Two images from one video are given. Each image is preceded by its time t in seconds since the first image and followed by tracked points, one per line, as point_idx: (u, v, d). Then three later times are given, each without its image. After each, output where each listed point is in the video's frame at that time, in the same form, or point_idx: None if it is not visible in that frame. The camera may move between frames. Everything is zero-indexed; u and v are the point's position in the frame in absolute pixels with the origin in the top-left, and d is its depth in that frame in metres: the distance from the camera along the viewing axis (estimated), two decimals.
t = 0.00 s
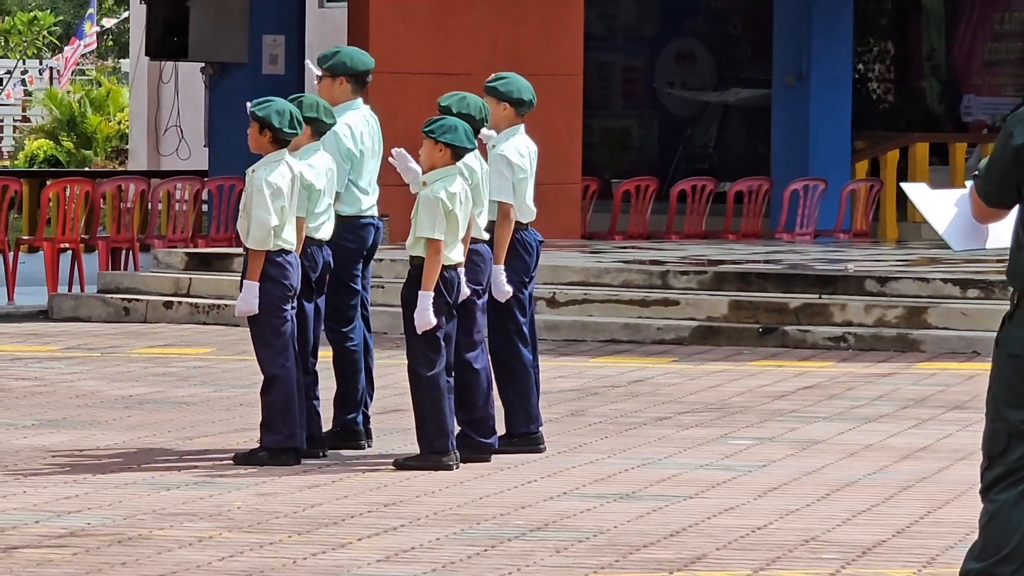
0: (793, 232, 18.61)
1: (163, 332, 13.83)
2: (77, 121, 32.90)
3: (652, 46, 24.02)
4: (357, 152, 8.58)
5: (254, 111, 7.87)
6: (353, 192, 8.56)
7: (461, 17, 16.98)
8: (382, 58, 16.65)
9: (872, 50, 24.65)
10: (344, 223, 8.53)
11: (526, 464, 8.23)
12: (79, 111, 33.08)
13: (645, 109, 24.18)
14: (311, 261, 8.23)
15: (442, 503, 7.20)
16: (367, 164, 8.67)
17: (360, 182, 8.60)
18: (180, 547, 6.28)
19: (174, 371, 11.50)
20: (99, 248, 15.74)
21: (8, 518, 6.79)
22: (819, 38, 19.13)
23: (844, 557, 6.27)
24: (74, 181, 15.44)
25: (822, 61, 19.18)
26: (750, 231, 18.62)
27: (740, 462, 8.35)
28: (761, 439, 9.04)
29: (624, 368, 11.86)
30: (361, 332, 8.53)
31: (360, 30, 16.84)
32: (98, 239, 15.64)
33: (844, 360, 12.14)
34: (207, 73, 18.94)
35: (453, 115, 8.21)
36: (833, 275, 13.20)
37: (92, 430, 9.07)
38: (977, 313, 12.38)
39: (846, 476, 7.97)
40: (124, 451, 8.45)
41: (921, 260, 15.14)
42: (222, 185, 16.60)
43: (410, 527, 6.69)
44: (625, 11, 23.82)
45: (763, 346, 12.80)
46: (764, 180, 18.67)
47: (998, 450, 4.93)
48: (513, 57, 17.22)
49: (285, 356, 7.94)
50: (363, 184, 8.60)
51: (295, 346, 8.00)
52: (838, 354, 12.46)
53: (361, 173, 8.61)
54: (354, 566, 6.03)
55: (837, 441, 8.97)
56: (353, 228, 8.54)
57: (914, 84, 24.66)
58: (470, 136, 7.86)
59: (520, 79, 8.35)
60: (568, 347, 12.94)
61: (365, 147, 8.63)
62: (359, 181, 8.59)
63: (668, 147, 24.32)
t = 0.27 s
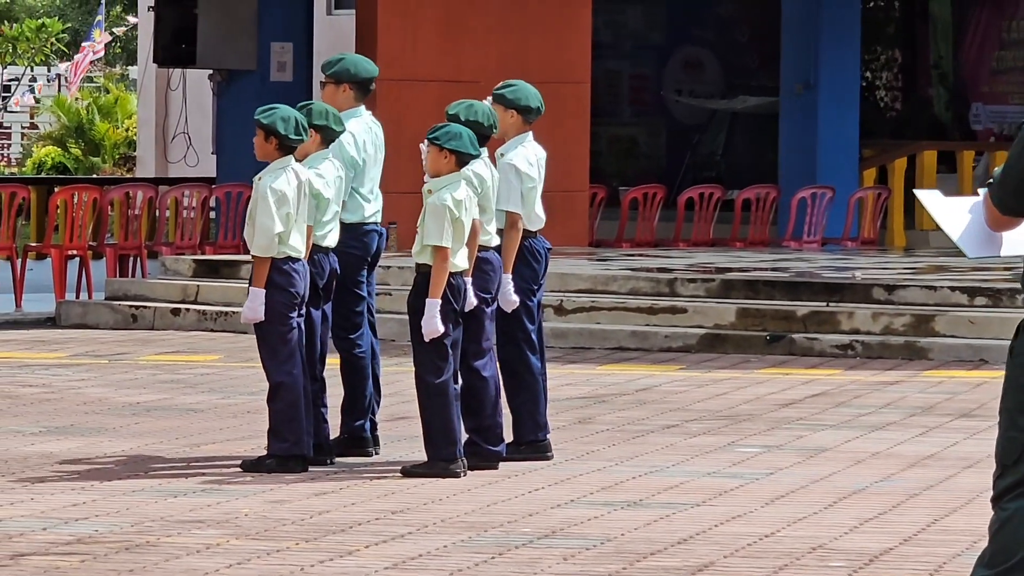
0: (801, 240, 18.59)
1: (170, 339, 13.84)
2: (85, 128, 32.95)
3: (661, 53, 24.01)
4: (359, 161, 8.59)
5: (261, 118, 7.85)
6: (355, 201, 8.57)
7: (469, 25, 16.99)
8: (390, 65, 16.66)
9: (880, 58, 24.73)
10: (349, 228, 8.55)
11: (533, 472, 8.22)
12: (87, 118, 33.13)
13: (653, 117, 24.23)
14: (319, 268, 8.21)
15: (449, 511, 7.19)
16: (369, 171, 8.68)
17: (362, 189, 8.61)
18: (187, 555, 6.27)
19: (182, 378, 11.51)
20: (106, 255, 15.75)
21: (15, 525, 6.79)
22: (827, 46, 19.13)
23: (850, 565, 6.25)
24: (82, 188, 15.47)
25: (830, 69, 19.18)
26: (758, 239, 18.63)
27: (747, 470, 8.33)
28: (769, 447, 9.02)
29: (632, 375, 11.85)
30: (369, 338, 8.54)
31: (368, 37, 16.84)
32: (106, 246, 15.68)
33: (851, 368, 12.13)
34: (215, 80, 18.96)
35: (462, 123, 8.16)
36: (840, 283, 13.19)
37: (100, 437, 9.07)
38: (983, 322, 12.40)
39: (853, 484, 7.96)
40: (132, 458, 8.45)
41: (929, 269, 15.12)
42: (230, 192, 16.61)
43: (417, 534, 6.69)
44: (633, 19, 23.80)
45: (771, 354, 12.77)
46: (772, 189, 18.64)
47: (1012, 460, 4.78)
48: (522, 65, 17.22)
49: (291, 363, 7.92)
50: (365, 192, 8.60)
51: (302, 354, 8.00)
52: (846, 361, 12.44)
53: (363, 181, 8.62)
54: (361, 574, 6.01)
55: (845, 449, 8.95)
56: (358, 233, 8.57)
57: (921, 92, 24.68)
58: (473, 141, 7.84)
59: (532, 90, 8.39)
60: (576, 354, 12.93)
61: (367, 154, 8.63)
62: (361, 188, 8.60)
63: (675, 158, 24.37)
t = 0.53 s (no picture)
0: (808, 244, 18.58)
1: (177, 342, 13.85)
2: (92, 130, 33.01)
3: (667, 55, 24.06)
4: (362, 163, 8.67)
5: (267, 123, 7.87)
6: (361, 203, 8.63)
7: (478, 28, 16.99)
8: (397, 68, 16.67)
9: (886, 61, 24.65)
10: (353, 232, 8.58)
11: (540, 474, 8.22)
12: (94, 120, 33.18)
13: (661, 119, 24.16)
14: (324, 270, 8.20)
15: (456, 514, 7.19)
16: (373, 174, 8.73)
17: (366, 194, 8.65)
18: (194, 557, 6.27)
19: (188, 381, 11.51)
20: (114, 258, 15.76)
21: (23, 527, 6.80)
22: (833, 50, 19.13)
23: (858, 568, 6.25)
24: (89, 191, 15.49)
25: (836, 72, 19.17)
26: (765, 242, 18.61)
27: (754, 473, 8.32)
28: (775, 450, 9.01)
29: (639, 378, 11.85)
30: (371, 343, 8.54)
31: (375, 40, 16.86)
32: (113, 249, 15.67)
33: (858, 372, 12.11)
34: (223, 83, 18.98)
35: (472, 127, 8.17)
36: (847, 287, 13.17)
37: (107, 439, 9.08)
38: (990, 326, 12.35)
39: (860, 487, 7.95)
40: (139, 460, 8.46)
41: (936, 272, 15.12)
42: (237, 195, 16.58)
43: (424, 537, 6.68)
44: (640, 22, 23.89)
45: (777, 357, 12.77)
46: (778, 192, 18.67)
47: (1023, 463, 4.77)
48: (529, 69, 17.22)
49: (297, 369, 7.94)
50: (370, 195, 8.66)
51: (308, 357, 8.00)
52: (853, 365, 12.43)
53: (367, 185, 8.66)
54: None
55: (852, 452, 8.95)
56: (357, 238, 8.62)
57: (929, 96, 24.60)
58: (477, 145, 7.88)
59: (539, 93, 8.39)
60: (583, 358, 12.93)
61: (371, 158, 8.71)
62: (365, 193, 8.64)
63: (683, 160, 24.26)
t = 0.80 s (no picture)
0: (815, 248, 18.57)
1: (184, 345, 13.85)
2: (100, 133, 33.07)
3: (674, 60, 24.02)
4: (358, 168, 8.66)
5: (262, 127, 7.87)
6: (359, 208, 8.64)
7: (485, 31, 17.00)
8: (404, 71, 16.67)
9: (894, 65, 24.63)
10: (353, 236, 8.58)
11: (547, 478, 8.22)
12: (102, 123, 33.23)
13: (668, 123, 24.19)
14: (326, 272, 8.18)
15: (463, 517, 7.19)
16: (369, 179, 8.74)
17: (363, 196, 8.67)
18: (201, 561, 6.27)
19: (195, 384, 11.51)
20: (121, 260, 15.78)
21: (29, 530, 6.80)
22: (841, 53, 19.11)
23: (865, 572, 6.24)
24: (97, 194, 15.50)
25: (844, 75, 19.16)
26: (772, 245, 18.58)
27: (761, 477, 8.31)
28: (782, 454, 9.00)
29: (646, 382, 11.83)
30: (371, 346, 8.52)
31: (382, 44, 16.85)
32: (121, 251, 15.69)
33: (866, 376, 12.10)
34: (229, 87, 18.99)
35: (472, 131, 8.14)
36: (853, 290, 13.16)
37: (114, 443, 9.08)
38: (997, 330, 12.32)
39: (867, 491, 7.93)
40: (146, 463, 8.47)
41: (943, 276, 15.11)
42: (244, 198, 16.61)
43: (431, 541, 6.68)
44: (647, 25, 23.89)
45: (784, 361, 12.76)
46: (786, 195, 18.68)
47: None
48: (536, 73, 17.22)
49: (297, 371, 7.90)
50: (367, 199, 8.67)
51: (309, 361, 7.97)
52: (860, 369, 12.42)
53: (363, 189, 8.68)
54: None
55: (858, 456, 8.93)
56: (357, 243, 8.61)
57: (936, 100, 24.61)
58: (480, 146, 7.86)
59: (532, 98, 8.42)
60: (590, 361, 12.93)
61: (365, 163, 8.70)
62: (362, 196, 8.66)
63: (690, 162, 24.26)
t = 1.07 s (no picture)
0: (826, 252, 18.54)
1: (194, 349, 13.85)
2: (111, 137, 33.13)
3: (686, 65, 24.06)
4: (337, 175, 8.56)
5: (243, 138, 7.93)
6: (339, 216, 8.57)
7: (495, 35, 16.98)
8: (414, 76, 16.66)
9: (905, 70, 24.65)
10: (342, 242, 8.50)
11: (558, 482, 8.21)
12: (113, 127, 33.25)
13: (679, 127, 24.23)
14: (318, 278, 8.20)
15: (473, 522, 7.18)
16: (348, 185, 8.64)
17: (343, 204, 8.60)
18: (211, 564, 6.27)
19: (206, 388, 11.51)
20: (132, 264, 15.82)
21: (39, 534, 6.80)
22: (850, 58, 19.10)
23: None
24: (108, 198, 15.51)
25: (854, 80, 19.14)
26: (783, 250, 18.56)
27: (771, 482, 8.30)
28: (793, 459, 8.99)
29: (656, 387, 11.82)
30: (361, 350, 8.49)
31: (393, 49, 16.84)
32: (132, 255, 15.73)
33: (876, 380, 12.07)
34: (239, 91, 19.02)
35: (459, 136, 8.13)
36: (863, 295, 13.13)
37: (125, 446, 9.08)
38: (1007, 334, 12.33)
39: (877, 496, 7.91)
40: (157, 467, 8.47)
41: (953, 280, 15.08)
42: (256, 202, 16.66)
43: (442, 545, 6.67)
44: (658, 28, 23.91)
45: (795, 366, 12.75)
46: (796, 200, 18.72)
47: None
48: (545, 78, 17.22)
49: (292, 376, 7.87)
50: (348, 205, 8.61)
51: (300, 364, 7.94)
52: (870, 373, 12.40)
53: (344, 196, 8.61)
54: None
55: (869, 461, 8.92)
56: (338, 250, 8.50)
57: (947, 105, 24.67)
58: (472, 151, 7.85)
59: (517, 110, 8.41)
60: (600, 366, 12.92)
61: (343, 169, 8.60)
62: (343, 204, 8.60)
63: (701, 166, 24.30)
